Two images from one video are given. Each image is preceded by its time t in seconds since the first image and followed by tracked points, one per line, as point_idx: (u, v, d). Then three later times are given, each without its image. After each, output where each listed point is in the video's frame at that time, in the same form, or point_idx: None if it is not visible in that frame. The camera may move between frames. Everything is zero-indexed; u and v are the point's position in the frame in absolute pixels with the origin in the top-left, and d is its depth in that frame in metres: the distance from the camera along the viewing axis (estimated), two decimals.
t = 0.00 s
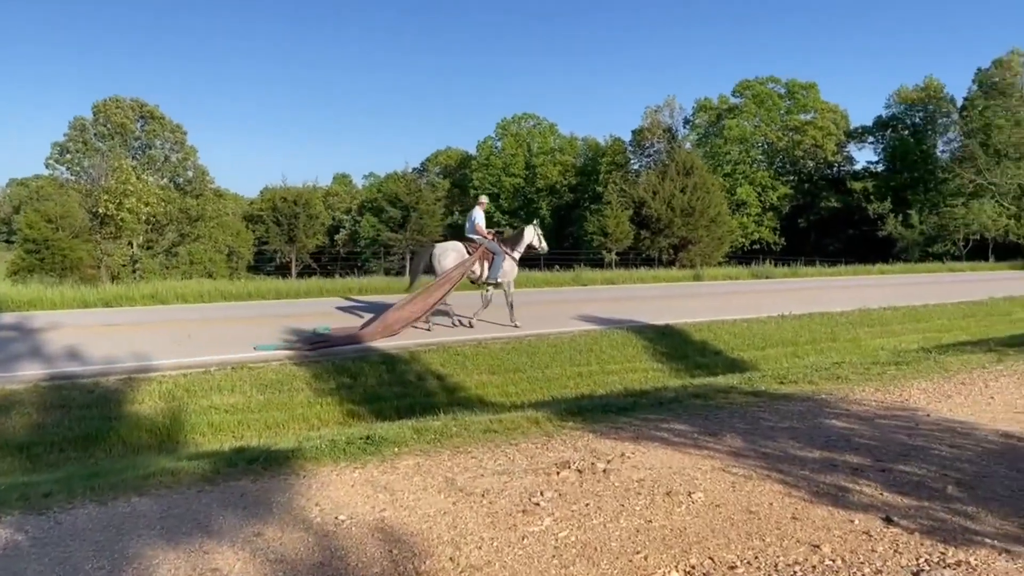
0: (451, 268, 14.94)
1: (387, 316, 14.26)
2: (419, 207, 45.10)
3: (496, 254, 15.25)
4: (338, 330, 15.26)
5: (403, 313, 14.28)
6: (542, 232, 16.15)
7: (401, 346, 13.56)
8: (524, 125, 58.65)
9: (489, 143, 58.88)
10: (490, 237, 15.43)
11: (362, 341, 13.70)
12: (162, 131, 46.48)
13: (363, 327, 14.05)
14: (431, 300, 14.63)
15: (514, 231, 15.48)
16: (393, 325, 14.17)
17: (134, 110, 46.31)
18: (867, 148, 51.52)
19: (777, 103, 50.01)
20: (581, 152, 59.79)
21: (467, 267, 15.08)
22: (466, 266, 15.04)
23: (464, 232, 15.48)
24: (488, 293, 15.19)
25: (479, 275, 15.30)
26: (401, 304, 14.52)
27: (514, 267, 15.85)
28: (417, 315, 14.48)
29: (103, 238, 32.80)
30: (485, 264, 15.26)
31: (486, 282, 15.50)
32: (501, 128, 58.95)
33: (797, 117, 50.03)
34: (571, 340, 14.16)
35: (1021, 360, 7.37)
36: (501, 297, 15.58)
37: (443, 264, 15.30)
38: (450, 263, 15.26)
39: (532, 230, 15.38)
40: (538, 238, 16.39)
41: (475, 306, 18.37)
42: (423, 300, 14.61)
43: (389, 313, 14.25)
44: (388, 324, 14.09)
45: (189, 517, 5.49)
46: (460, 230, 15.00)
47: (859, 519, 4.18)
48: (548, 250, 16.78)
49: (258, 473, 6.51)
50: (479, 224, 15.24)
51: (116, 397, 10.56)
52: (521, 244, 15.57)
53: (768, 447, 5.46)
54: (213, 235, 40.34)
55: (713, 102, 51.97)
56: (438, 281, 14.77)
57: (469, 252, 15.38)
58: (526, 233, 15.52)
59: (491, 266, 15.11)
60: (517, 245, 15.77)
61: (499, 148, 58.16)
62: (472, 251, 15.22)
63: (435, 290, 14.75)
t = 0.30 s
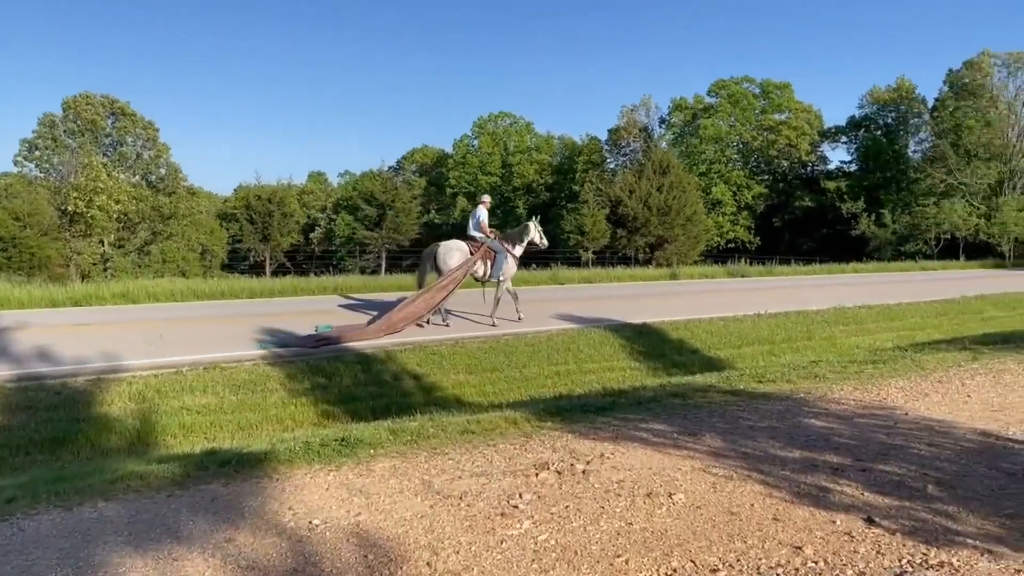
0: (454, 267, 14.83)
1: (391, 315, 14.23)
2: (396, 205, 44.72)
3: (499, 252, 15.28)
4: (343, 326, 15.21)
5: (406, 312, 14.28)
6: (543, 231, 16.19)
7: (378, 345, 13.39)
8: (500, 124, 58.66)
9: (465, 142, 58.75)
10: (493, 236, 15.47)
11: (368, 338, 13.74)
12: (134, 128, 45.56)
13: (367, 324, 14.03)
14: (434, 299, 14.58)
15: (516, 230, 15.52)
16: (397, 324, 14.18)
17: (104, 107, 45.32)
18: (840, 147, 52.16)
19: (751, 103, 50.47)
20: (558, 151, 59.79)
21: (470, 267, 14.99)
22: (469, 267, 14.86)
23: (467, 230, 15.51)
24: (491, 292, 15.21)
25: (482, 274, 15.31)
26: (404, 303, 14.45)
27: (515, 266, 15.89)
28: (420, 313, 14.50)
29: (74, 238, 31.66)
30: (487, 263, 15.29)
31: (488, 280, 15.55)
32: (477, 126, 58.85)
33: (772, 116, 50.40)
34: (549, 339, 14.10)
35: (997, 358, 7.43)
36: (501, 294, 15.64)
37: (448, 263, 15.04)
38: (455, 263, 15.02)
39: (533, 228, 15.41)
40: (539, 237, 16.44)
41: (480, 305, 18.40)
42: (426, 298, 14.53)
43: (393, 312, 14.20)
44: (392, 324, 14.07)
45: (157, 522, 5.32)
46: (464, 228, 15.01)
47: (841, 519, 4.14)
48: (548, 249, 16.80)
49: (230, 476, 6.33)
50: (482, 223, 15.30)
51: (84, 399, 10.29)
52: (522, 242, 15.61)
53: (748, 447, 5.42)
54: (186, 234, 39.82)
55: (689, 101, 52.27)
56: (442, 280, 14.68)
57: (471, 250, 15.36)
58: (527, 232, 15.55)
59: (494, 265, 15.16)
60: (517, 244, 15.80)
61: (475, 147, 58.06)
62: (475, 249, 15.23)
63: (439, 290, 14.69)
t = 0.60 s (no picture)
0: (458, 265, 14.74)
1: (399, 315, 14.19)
2: (374, 204, 44.42)
3: (501, 252, 15.45)
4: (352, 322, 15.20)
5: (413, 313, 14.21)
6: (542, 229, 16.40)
7: (354, 346, 13.22)
8: (479, 124, 58.51)
9: (444, 141, 58.55)
10: (495, 236, 15.63)
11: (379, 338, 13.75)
12: (108, 125, 44.78)
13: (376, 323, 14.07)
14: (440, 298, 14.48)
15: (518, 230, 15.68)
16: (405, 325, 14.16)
17: (78, 104, 44.50)
18: (817, 148, 52.66)
19: (729, 104, 50.92)
20: (537, 151, 59.76)
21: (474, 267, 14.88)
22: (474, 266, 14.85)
23: (470, 230, 15.63)
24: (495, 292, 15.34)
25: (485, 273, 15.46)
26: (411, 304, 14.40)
27: (516, 265, 16.09)
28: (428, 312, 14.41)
29: (46, 236, 31.05)
30: (490, 262, 15.44)
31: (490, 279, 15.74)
32: (456, 126, 58.72)
33: (749, 117, 50.90)
34: (527, 339, 14.02)
35: (974, 357, 7.46)
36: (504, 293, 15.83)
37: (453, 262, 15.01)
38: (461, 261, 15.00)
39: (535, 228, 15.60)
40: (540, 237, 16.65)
41: (482, 304, 18.41)
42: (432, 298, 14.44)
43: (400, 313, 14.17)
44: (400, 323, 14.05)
45: (123, 529, 5.13)
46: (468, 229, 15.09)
47: (822, 523, 4.09)
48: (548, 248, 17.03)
49: (200, 480, 6.15)
50: (486, 223, 15.43)
51: (52, 401, 10.02)
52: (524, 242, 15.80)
53: (728, 449, 5.37)
54: (162, 233, 39.28)
55: (667, 102, 52.60)
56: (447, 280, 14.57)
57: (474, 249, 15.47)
58: (528, 232, 15.73)
59: (497, 265, 15.34)
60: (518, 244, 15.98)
61: (454, 146, 57.90)
62: (478, 249, 15.31)
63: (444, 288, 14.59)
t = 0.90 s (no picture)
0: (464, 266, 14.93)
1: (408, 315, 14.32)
2: (352, 205, 44.05)
3: (507, 252, 15.44)
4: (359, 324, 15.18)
5: (422, 313, 14.38)
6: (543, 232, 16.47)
7: (330, 349, 13.00)
8: (459, 125, 58.28)
9: (424, 142, 58.26)
10: (500, 237, 15.62)
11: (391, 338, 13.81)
12: (83, 125, 43.97)
13: (385, 323, 14.16)
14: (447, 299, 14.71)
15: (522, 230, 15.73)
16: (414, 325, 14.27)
17: (52, 103, 43.55)
18: (795, 151, 53.04)
19: (708, 106, 51.20)
20: (517, 153, 59.61)
21: (481, 266, 15.06)
22: (481, 265, 15.01)
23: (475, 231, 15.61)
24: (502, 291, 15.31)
25: (491, 274, 15.42)
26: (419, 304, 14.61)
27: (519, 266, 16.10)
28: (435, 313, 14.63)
29: (17, 237, 30.28)
30: (496, 263, 15.41)
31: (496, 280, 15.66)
32: (436, 127, 58.53)
33: (727, 120, 51.47)
34: (507, 341, 13.89)
35: (954, 360, 7.45)
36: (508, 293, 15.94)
37: (459, 262, 15.15)
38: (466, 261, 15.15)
39: (540, 228, 15.63)
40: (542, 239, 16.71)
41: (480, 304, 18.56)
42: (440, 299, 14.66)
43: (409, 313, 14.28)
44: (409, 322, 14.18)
45: (83, 540, 4.93)
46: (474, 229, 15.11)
47: (805, 531, 3.99)
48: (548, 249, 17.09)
49: (166, 488, 5.93)
50: (490, 224, 15.43)
51: (17, 406, 9.72)
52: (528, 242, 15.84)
53: (709, 454, 5.27)
54: (138, 234, 38.62)
55: (647, 104, 52.89)
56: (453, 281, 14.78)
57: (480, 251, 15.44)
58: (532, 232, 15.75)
59: (504, 265, 15.33)
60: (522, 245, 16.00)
61: (434, 147, 57.65)
62: (485, 249, 15.32)
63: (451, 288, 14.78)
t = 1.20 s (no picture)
0: (468, 271, 14.88)
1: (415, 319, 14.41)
2: (330, 207, 43.70)
3: (510, 256, 15.41)
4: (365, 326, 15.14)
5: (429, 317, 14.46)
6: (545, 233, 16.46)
7: (305, 353, 12.77)
8: (439, 127, 58.07)
9: (404, 144, 58.00)
10: (502, 240, 15.57)
11: (401, 339, 13.84)
12: (57, 125, 43.04)
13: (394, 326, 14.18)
14: (453, 303, 14.78)
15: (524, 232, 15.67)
16: (422, 328, 14.36)
17: (26, 103, 42.41)
18: (773, 155, 53.44)
19: (687, 110, 52.01)
20: (497, 155, 59.45)
21: (484, 272, 15.03)
22: (485, 272, 15.02)
23: (477, 234, 15.49)
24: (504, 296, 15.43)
25: (493, 277, 15.48)
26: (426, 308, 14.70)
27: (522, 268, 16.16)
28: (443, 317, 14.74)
29: None
30: (499, 266, 15.42)
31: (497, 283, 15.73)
32: (416, 129, 58.32)
33: (707, 123, 52.11)
34: (485, 344, 13.74)
35: (934, 364, 7.42)
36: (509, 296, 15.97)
37: (462, 269, 14.96)
38: (469, 267, 14.97)
39: (542, 231, 15.59)
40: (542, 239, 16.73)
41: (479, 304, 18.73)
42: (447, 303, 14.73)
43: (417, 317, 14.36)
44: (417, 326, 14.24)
45: (39, 557, 4.70)
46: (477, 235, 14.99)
47: (787, 542, 3.87)
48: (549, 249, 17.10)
49: (130, 501, 5.70)
50: (494, 228, 15.35)
51: None
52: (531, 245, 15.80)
53: (688, 462, 5.17)
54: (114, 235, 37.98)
55: (627, 107, 53.15)
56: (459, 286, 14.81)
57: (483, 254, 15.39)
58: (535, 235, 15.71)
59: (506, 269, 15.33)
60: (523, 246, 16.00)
61: (414, 149, 57.44)
62: (488, 254, 15.26)
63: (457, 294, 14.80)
